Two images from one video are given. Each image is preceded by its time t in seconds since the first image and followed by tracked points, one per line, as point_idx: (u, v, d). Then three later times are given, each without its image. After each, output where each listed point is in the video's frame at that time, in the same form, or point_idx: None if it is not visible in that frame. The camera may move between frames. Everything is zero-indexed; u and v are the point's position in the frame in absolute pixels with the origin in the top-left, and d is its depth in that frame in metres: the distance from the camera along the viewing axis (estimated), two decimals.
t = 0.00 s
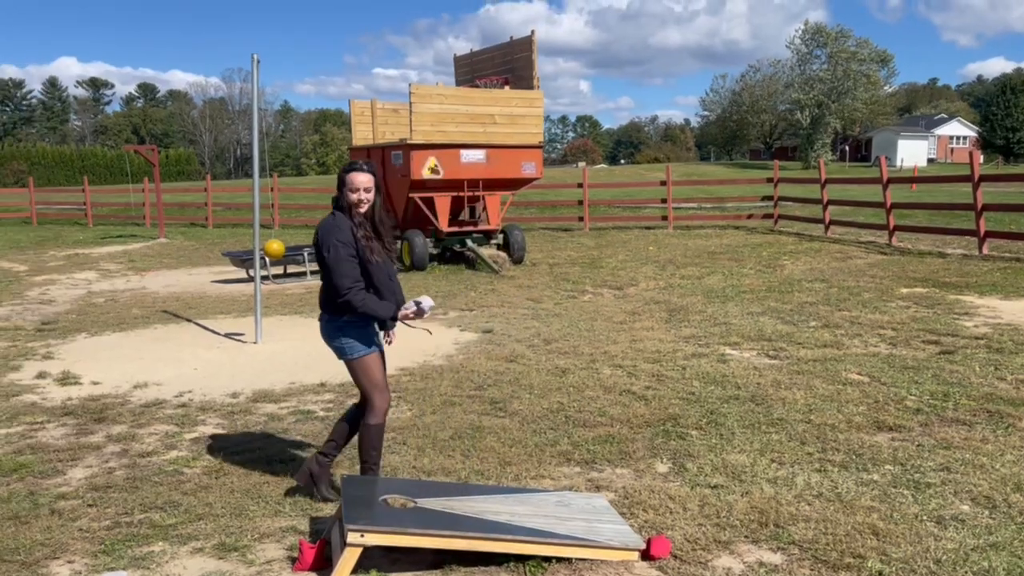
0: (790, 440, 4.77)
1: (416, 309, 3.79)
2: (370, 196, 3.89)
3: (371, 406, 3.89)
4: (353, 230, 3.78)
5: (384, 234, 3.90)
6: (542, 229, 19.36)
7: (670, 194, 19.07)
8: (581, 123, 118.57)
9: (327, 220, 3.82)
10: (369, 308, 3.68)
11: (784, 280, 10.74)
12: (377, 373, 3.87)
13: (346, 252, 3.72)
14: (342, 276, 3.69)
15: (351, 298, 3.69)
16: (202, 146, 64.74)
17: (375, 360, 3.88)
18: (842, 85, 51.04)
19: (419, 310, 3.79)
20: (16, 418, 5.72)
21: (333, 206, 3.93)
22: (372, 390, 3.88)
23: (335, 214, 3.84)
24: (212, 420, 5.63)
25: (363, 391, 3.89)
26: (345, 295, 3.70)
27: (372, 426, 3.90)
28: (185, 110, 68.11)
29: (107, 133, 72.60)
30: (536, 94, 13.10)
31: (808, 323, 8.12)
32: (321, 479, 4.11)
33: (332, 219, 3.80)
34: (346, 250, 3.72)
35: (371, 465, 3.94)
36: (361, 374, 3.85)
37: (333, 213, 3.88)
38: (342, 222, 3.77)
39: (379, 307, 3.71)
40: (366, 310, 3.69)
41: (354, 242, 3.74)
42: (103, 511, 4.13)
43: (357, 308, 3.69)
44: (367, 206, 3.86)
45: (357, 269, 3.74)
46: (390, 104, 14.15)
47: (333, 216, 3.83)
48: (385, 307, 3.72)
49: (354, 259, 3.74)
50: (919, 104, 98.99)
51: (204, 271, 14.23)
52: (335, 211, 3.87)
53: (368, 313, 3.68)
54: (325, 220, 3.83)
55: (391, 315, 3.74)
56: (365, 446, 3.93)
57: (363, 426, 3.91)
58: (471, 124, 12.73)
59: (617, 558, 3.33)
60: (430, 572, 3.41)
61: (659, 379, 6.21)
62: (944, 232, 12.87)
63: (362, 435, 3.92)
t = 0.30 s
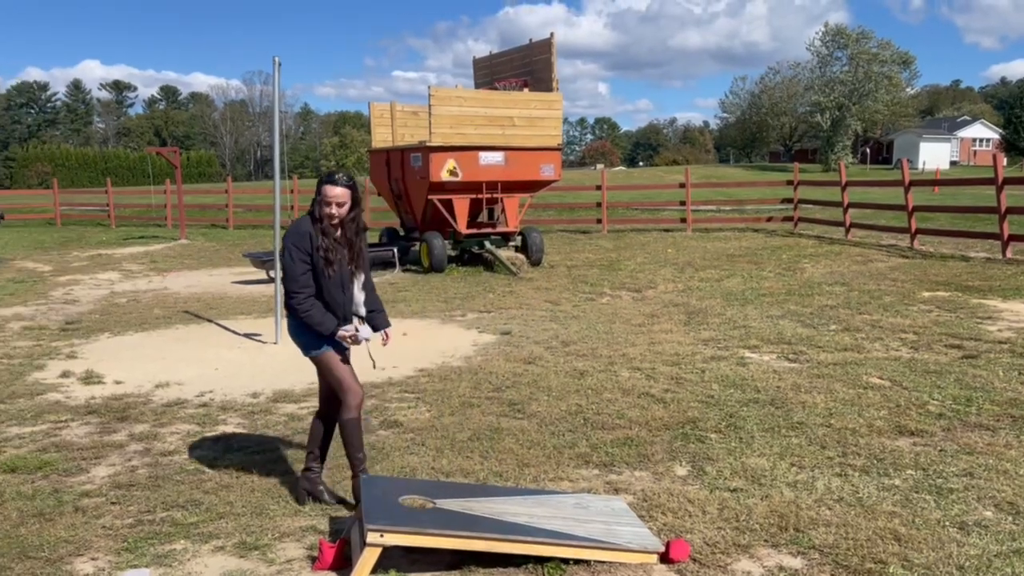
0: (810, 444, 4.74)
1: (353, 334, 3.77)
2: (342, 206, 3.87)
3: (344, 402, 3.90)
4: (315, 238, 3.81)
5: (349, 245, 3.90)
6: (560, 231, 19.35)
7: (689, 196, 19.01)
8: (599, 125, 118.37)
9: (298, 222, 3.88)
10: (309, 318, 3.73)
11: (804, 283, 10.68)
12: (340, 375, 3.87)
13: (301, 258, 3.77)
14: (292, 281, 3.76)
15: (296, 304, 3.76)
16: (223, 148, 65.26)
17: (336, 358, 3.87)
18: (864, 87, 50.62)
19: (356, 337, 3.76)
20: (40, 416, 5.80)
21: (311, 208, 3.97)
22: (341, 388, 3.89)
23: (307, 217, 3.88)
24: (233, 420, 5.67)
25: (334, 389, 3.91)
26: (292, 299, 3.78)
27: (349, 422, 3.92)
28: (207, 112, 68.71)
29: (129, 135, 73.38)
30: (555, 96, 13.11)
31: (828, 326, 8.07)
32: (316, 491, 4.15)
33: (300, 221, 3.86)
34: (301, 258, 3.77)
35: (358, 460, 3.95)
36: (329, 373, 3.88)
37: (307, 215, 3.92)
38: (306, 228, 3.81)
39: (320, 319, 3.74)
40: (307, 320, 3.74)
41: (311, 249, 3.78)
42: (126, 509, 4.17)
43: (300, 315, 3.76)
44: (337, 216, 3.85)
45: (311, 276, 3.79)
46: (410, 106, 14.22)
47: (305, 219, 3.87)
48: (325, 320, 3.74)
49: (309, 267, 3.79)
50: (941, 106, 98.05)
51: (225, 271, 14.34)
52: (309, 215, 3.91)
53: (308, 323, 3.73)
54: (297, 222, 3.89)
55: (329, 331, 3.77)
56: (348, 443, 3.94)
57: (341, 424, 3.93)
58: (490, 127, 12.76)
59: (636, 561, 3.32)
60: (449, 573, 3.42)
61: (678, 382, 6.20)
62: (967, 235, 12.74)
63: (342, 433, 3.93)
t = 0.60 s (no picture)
0: (832, 446, 4.71)
1: (349, 328, 3.88)
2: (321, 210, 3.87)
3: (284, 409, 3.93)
4: (297, 243, 3.80)
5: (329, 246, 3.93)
6: (578, 232, 19.33)
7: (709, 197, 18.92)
8: (618, 126, 118.15)
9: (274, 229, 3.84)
10: (307, 320, 3.76)
11: (825, 285, 10.60)
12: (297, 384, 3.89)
13: (287, 264, 3.77)
14: (281, 287, 3.75)
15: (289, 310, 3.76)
16: (244, 149, 65.72)
17: (302, 366, 3.91)
18: (886, 88, 50.15)
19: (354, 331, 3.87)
20: (65, 413, 5.87)
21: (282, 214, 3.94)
22: (289, 395, 3.91)
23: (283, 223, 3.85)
24: (254, 417, 5.72)
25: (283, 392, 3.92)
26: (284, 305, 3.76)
27: (276, 428, 3.95)
28: (228, 112, 69.22)
29: (152, 135, 74.13)
30: (575, 97, 13.10)
31: (849, 329, 8.01)
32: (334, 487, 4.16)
33: (278, 229, 3.83)
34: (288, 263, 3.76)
35: (254, 459, 4.00)
36: (286, 377, 3.89)
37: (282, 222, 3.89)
38: (285, 233, 3.80)
39: (316, 319, 3.78)
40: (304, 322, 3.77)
41: (296, 254, 3.78)
42: (150, 505, 4.22)
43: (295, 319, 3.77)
44: (313, 220, 3.85)
45: (299, 281, 3.80)
46: (429, 107, 14.26)
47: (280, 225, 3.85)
48: (321, 320, 3.79)
49: (297, 271, 3.79)
50: (965, 107, 97.02)
51: (246, 270, 14.45)
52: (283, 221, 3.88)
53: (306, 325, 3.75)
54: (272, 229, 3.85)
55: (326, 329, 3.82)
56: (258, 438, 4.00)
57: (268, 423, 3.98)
58: (509, 127, 12.77)
59: (656, 562, 3.31)
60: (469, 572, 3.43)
61: (698, 384, 6.17)
62: (992, 237, 12.60)
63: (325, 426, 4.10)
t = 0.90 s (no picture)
0: (852, 447, 4.68)
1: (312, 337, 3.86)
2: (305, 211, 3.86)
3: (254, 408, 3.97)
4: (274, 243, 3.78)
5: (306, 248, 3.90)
6: (596, 231, 19.30)
7: (728, 197, 18.83)
8: (636, 125, 117.86)
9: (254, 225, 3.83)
10: (269, 322, 3.74)
11: (845, 285, 10.53)
12: (266, 382, 3.93)
13: (259, 263, 3.75)
14: (249, 285, 3.74)
15: (254, 308, 3.74)
16: (263, 147, 66.10)
17: (271, 364, 3.93)
18: (907, 87, 49.70)
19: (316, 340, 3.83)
20: (89, 408, 5.93)
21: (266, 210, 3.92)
22: (257, 393, 3.94)
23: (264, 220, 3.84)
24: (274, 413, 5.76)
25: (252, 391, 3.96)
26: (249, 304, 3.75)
27: (252, 429, 3.97)
28: (247, 111, 69.63)
29: (172, 134, 74.72)
30: (593, 96, 13.08)
31: (870, 329, 7.95)
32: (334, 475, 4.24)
33: (258, 224, 3.82)
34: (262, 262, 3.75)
35: (246, 466, 4.00)
36: (255, 374, 3.93)
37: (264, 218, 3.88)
38: (264, 230, 3.80)
39: (278, 324, 3.77)
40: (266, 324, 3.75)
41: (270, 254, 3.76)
42: (172, 499, 4.26)
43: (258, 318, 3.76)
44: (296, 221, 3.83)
45: (270, 281, 3.79)
46: (448, 105, 14.28)
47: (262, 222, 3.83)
48: (284, 325, 3.76)
49: (270, 271, 3.78)
50: (987, 106, 96.04)
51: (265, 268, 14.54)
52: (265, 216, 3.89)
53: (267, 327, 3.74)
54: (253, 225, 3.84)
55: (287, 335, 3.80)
56: (242, 445, 4.00)
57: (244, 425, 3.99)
58: (527, 126, 12.78)
59: (676, 561, 3.31)
60: (488, 569, 3.44)
61: (717, 384, 6.15)
62: (1015, 238, 12.47)
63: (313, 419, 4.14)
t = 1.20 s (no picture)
0: (865, 448, 4.66)
1: (265, 344, 3.79)
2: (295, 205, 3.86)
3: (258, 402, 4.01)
4: (257, 233, 3.81)
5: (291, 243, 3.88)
6: (606, 230, 19.27)
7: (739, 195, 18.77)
8: (646, 123, 117.61)
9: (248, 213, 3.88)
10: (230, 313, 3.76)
11: (857, 285, 10.49)
12: (259, 373, 3.96)
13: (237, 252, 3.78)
14: (224, 272, 3.78)
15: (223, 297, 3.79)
16: (274, 145, 66.28)
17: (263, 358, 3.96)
18: (920, 86, 49.42)
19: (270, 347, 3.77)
20: (102, 403, 5.97)
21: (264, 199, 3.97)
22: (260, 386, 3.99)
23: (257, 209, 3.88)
24: (285, 410, 5.77)
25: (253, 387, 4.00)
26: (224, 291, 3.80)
27: (259, 423, 4.00)
28: (258, 108, 69.80)
29: (184, 131, 75.03)
30: (605, 94, 13.05)
31: (883, 329, 7.91)
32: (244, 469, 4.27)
33: (249, 213, 3.86)
34: (240, 249, 3.78)
35: (257, 461, 4.02)
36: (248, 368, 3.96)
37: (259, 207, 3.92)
38: (250, 220, 3.83)
39: (240, 317, 3.77)
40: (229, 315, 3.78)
41: (249, 244, 3.79)
42: (185, 494, 4.28)
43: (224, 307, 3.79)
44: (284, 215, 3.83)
45: (250, 271, 3.81)
46: (459, 103, 14.30)
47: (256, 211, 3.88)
48: (243, 320, 3.77)
49: (248, 259, 3.79)
50: (1001, 105, 95.38)
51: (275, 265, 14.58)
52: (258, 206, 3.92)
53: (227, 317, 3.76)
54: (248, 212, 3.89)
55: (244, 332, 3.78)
56: (250, 440, 4.01)
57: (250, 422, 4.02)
58: (538, 124, 12.77)
59: (689, 560, 3.31)
60: (499, 567, 3.45)
61: (729, 383, 6.13)
62: None
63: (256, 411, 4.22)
